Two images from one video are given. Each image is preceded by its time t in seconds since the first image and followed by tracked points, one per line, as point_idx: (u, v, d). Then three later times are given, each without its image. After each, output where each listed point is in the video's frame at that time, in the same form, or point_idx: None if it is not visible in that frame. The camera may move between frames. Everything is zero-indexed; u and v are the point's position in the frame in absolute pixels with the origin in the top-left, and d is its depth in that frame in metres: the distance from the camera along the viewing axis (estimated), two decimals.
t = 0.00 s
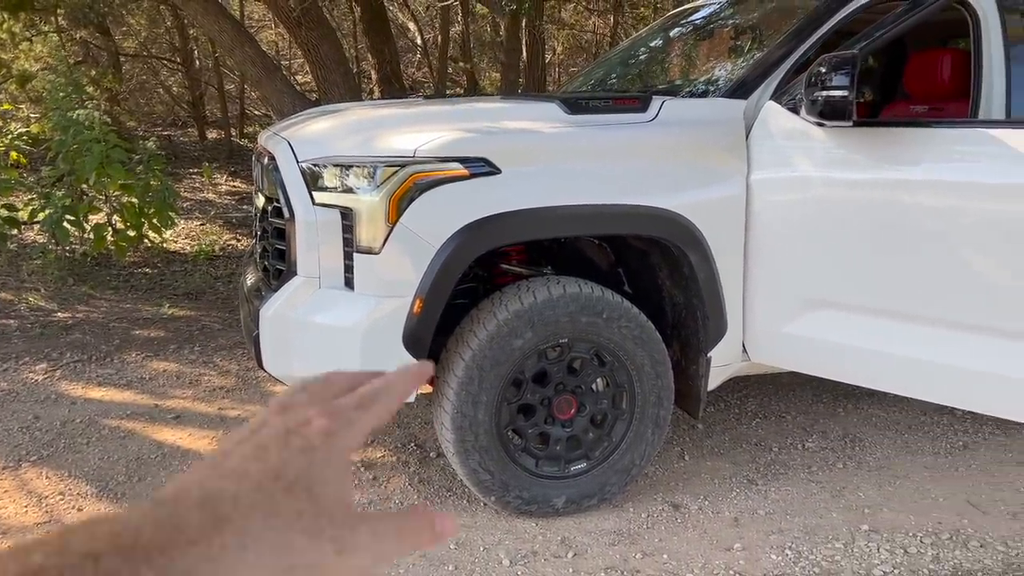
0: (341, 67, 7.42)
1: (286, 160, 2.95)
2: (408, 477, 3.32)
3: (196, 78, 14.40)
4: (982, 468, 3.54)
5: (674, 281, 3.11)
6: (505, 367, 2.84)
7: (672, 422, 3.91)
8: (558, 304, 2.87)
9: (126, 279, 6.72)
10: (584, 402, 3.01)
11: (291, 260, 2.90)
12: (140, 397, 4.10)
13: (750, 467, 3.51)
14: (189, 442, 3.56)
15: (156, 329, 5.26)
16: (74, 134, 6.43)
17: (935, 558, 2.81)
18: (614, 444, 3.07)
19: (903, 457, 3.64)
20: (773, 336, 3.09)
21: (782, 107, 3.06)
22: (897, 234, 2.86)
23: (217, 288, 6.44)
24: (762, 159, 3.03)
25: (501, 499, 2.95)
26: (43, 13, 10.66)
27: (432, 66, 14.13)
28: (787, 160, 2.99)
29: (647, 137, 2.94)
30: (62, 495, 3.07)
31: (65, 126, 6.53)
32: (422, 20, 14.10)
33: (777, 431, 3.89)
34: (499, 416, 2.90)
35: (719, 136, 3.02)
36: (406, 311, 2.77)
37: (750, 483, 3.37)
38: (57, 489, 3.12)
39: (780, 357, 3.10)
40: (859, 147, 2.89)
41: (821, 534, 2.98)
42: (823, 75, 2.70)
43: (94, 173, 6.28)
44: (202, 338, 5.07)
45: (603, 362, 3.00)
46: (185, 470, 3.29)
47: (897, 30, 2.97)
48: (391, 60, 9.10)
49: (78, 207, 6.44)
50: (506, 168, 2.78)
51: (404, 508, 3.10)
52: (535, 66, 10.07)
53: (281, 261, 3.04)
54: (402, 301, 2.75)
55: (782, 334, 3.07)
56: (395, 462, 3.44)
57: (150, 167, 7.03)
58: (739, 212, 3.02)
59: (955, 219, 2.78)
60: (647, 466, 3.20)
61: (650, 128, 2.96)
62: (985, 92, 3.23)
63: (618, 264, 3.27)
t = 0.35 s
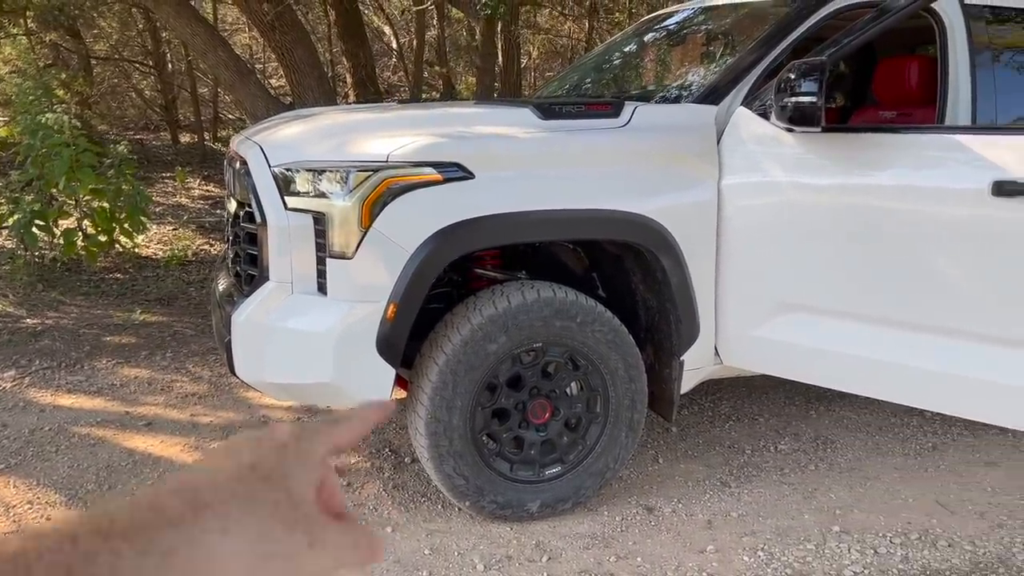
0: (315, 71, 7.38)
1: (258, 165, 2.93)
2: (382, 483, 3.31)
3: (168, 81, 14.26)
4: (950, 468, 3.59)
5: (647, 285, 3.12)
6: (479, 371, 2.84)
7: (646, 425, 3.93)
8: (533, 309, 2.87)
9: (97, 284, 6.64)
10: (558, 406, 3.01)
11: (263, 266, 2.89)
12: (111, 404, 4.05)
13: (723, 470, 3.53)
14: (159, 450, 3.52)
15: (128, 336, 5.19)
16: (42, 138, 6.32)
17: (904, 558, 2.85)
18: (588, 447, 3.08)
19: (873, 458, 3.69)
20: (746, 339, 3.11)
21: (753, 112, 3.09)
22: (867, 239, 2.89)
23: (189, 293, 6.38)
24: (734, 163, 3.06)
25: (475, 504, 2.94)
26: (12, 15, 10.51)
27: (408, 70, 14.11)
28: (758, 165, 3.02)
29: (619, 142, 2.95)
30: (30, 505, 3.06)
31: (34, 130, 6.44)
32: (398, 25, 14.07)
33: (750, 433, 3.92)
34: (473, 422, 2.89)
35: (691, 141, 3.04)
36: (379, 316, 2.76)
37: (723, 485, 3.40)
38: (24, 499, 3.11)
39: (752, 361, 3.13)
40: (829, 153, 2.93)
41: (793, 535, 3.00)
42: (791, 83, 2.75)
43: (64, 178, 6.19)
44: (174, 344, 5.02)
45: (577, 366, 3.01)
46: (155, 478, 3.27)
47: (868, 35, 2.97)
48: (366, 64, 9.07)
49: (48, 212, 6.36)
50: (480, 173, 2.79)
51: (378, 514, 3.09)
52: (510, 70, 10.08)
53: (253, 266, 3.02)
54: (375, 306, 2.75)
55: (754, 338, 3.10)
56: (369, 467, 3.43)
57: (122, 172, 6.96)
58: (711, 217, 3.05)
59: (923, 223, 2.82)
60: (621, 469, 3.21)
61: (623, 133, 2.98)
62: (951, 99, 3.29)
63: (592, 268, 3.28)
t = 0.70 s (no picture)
0: (293, 74, 7.34)
1: (234, 168, 2.91)
2: (362, 488, 3.29)
3: (143, 84, 14.12)
4: (926, 469, 3.63)
5: (626, 288, 3.13)
6: (459, 375, 2.83)
7: (626, 428, 3.94)
8: (513, 312, 2.87)
9: (71, 290, 6.55)
10: (538, 409, 3.01)
11: (240, 269, 2.86)
12: (85, 411, 4.00)
13: (703, 472, 3.54)
14: (135, 456, 3.49)
15: (102, 341, 5.13)
16: (15, 141, 6.16)
17: (882, 558, 2.88)
18: (568, 451, 3.08)
19: (850, 459, 3.72)
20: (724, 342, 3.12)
21: (731, 116, 3.11)
22: (844, 241, 2.92)
23: (165, 298, 6.32)
24: (712, 167, 3.08)
25: (455, 508, 2.93)
26: None
27: (386, 73, 14.08)
28: (736, 169, 3.04)
29: (598, 145, 2.96)
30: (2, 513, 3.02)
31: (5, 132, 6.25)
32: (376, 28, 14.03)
33: (729, 435, 3.94)
34: (453, 426, 2.89)
35: (669, 145, 3.06)
36: (358, 320, 2.74)
37: (703, 487, 3.41)
38: None
39: (731, 363, 3.14)
40: (806, 157, 2.95)
41: (772, 536, 3.02)
42: (768, 86, 2.76)
43: (37, 182, 6.00)
44: (150, 349, 4.97)
45: (557, 370, 3.00)
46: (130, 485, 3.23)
47: (845, 39, 2.99)
48: (344, 67, 9.04)
49: (21, 217, 6.12)
50: (459, 177, 2.78)
51: (358, 519, 3.07)
52: (488, 75, 10.10)
53: (230, 270, 2.99)
54: (354, 310, 2.73)
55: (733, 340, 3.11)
56: (348, 473, 3.41)
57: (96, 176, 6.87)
58: (689, 220, 3.06)
59: (898, 227, 2.84)
60: (601, 472, 3.21)
61: (601, 137, 2.99)
62: (925, 102, 3.34)
63: (572, 271, 3.29)
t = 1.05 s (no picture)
0: (274, 78, 7.31)
1: (216, 172, 2.89)
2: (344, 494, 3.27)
3: (123, 88, 14.00)
4: (905, 471, 3.66)
5: (609, 292, 3.14)
6: (442, 380, 2.82)
7: (609, 432, 3.95)
8: (496, 317, 2.86)
9: (48, 294, 6.48)
10: (521, 413, 3.01)
11: (221, 274, 2.84)
12: (63, 417, 3.96)
13: (685, 476, 3.55)
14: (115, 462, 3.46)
15: (81, 347, 5.07)
16: None
17: (863, 560, 2.89)
18: (552, 455, 3.08)
19: (831, 462, 3.74)
20: (707, 345, 3.13)
21: (713, 121, 3.13)
22: (824, 245, 2.93)
23: (144, 303, 6.26)
24: (694, 172, 3.10)
25: (438, 513, 2.92)
26: None
27: (367, 77, 14.05)
28: (718, 173, 3.06)
29: (581, 149, 2.97)
30: None
31: None
32: (358, 32, 14.00)
33: (711, 438, 3.96)
34: (436, 430, 2.88)
35: (651, 150, 3.07)
36: (340, 325, 2.73)
37: (686, 491, 3.42)
38: None
39: (713, 367, 3.15)
40: (787, 162, 2.97)
41: (754, 539, 3.03)
42: (750, 91, 2.78)
43: (14, 186, 5.93)
44: (129, 355, 4.92)
45: (540, 374, 3.00)
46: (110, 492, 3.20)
47: (825, 45, 3.02)
48: (325, 71, 9.01)
49: None
50: (442, 180, 2.78)
51: (340, 525, 3.06)
52: (470, 79, 10.09)
53: (211, 274, 2.97)
54: (336, 314, 2.72)
55: (715, 344, 3.12)
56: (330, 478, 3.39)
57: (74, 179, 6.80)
58: (672, 224, 3.08)
59: (878, 231, 2.86)
60: (585, 476, 3.21)
61: (584, 141, 2.99)
62: (904, 106, 3.36)
63: (555, 275, 3.29)
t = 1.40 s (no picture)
0: (259, 81, 7.28)
1: (201, 176, 2.87)
2: (331, 499, 3.26)
3: (107, 91, 13.91)
4: (891, 474, 3.68)
5: (597, 296, 3.14)
6: (430, 384, 2.81)
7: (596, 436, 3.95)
8: (484, 321, 2.86)
9: (31, 299, 6.43)
10: (509, 418, 3.01)
11: (208, 279, 2.83)
12: (46, 423, 3.92)
13: (673, 480, 3.56)
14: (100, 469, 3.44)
15: (64, 352, 5.03)
16: None
17: (849, 563, 2.91)
18: (540, 459, 3.07)
19: (818, 465, 3.76)
20: (694, 349, 3.14)
21: (700, 126, 3.14)
22: (811, 250, 2.95)
23: (128, 308, 6.22)
24: (681, 176, 3.11)
25: (426, 518, 2.91)
26: None
27: (353, 81, 14.02)
28: (705, 178, 3.07)
29: (569, 154, 2.97)
30: None
31: None
32: (343, 35, 13.97)
33: (698, 442, 3.96)
34: (424, 435, 2.87)
35: (638, 154, 3.08)
36: (328, 329, 2.72)
37: (673, 494, 3.43)
38: None
39: (700, 371, 3.16)
40: (773, 167, 2.99)
41: (742, 543, 3.04)
42: (737, 97, 2.80)
43: None
44: (113, 360, 4.88)
45: (528, 378, 3.00)
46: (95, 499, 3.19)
47: (811, 51, 3.03)
48: (311, 75, 8.99)
49: None
50: (430, 185, 2.77)
51: (328, 531, 3.04)
52: (456, 82, 10.09)
53: (197, 279, 2.95)
54: (324, 319, 2.71)
55: (702, 348, 3.13)
56: (317, 484, 3.37)
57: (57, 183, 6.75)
58: (659, 229, 3.08)
59: (864, 235, 2.88)
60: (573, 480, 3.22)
61: (572, 145, 3.00)
62: (889, 111, 3.39)
63: (542, 280, 3.29)
